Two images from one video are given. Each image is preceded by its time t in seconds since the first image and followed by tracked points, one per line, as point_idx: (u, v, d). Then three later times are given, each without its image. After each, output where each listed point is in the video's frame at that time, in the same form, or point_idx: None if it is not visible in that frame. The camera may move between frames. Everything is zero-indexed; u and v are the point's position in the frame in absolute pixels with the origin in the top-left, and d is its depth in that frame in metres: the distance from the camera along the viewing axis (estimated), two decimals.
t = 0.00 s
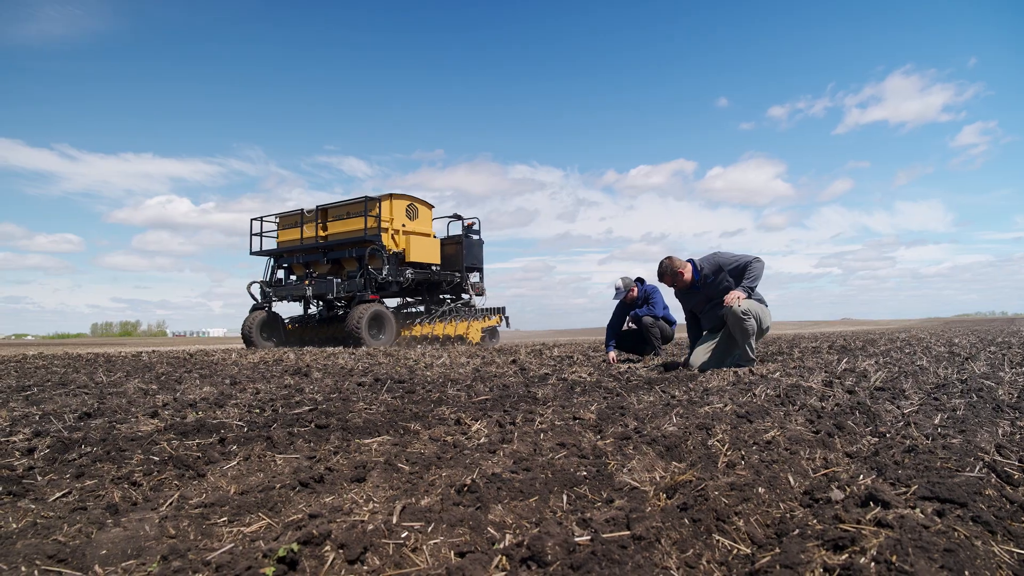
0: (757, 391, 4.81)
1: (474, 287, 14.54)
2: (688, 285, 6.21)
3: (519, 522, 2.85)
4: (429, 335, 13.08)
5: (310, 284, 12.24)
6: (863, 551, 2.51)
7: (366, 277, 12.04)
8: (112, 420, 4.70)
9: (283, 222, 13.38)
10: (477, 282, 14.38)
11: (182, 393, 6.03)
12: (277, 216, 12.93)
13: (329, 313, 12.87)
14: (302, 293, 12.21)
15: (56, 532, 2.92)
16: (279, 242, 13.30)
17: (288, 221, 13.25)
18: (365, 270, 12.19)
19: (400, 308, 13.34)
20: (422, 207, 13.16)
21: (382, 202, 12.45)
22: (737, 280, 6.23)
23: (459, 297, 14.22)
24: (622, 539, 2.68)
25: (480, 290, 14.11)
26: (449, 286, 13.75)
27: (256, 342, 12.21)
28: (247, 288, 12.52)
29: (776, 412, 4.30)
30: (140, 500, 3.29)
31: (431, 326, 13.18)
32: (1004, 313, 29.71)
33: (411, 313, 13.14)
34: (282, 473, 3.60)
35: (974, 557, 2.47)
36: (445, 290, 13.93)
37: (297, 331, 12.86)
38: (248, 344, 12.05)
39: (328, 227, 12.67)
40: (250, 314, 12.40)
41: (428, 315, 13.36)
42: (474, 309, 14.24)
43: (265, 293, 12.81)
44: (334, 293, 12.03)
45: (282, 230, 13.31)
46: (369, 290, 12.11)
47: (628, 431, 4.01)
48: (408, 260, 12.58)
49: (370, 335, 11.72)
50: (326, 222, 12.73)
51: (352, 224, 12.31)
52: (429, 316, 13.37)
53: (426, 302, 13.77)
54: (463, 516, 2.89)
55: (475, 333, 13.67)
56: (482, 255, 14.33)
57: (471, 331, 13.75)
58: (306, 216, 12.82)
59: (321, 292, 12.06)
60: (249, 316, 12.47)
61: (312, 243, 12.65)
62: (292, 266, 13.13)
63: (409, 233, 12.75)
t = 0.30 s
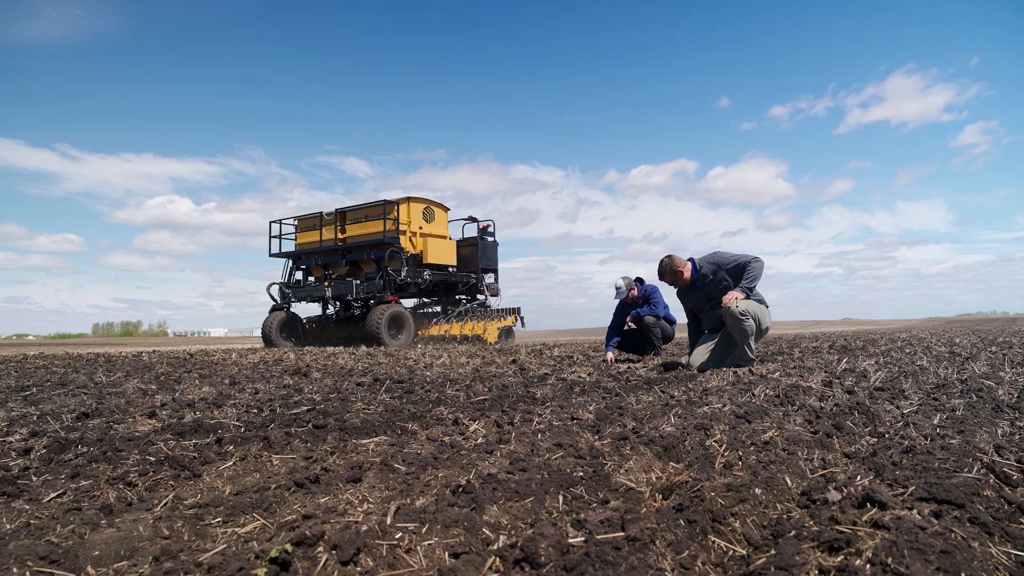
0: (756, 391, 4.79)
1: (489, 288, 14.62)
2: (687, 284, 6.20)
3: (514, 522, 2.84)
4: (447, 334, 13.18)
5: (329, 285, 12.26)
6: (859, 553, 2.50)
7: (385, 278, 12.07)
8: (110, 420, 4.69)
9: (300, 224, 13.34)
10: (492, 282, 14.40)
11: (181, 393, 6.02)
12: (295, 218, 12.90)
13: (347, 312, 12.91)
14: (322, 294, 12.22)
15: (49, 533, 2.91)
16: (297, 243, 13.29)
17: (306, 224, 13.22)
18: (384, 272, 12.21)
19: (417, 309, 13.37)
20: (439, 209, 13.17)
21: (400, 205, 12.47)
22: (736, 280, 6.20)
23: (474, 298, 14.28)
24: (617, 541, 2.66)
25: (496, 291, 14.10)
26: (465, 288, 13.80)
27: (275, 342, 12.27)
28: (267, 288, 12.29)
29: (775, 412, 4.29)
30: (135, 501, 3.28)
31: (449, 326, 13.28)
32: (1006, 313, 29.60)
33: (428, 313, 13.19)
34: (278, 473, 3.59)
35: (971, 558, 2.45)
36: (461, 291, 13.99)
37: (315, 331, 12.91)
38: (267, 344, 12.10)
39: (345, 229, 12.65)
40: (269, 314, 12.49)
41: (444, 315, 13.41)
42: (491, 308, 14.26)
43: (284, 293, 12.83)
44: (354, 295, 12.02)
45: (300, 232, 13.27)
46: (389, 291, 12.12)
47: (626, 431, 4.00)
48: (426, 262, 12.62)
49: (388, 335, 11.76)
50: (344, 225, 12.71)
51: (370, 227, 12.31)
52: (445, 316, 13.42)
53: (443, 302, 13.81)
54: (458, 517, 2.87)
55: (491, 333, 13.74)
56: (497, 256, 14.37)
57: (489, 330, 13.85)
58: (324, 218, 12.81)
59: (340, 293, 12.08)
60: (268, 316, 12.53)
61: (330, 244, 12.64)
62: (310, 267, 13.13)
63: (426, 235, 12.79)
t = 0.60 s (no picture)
0: (758, 391, 4.79)
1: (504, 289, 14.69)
2: (689, 283, 6.21)
3: (515, 521, 2.84)
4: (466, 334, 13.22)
5: (349, 285, 12.33)
6: (861, 551, 2.50)
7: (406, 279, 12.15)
8: (111, 420, 4.69)
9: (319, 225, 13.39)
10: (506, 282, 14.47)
11: (182, 393, 6.02)
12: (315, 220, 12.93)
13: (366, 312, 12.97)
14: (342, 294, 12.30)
15: (51, 532, 2.92)
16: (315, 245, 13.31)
17: (325, 225, 13.26)
18: (404, 273, 12.30)
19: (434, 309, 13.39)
20: (456, 211, 13.20)
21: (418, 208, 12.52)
22: (738, 280, 6.21)
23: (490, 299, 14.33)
24: (618, 540, 2.66)
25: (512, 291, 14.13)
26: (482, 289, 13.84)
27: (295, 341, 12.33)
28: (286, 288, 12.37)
29: (776, 411, 4.29)
30: (136, 500, 3.28)
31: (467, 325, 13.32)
32: (1009, 313, 29.44)
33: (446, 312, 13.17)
34: (279, 473, 3.59)
35: (972, 557, 2.45)
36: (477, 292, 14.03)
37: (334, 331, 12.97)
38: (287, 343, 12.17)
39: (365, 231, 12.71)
40: (289, 314, 12.53)
41: (462, 315, 13.43)
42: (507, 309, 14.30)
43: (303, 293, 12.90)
44: (373, 295, 12.09)
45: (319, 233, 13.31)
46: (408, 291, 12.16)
47: (627, 431, 4.00)
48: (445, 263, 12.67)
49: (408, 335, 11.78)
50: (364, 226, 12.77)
51: (390, 229, 12.36)
52: (462, 316, 13.41)
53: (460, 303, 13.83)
54: (460, 516, 2.88)
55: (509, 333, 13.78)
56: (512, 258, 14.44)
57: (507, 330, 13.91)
58: (344, 220, 12.83)
59: (359, 294, 12.16)
60: (288, 316, 12.60)
61: (350, 246, 12.69)
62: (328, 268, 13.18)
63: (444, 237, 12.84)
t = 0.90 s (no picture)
0: (757, 391, 4.78)
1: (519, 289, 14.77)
2: (689, 283, 6.20)
3: (515, 521, 2.84)
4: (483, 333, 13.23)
5: (368, 286, 12.41)
6: (859, 551, 2.50)
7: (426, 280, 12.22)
8: (112, 420, 4.70)
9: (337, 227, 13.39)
10: (521, 283, 14.57)
11: (182, 393, 6.03)
12: (334, 222, 12.94)
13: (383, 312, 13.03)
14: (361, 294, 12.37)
15: (51, 531, 2.92)
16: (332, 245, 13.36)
17: (343, 227, 13.27)
18: (422, 274, 12.38)
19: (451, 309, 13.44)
20: (473, 214, 13.29)
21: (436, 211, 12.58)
22: (738, 280, 6.21)
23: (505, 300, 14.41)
24: (617, 539, 2.67)
25: (527, 292, 14.24)
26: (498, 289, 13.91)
27: (313, 340, 12.35)
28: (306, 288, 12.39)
29: (776, 411, 4.29)
30: (137, 499, 3.29)
31: (484, 325, 13.34)
32: (1010, 313, 29.38)
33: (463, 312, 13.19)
34: (279, 472, 3.60)
35: (970, 556, 2.45)
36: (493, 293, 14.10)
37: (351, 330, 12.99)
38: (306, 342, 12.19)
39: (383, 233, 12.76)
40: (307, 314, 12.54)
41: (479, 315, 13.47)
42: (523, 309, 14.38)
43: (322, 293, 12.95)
44: (394, 295, 12.31)
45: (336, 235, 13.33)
46: (428, 291, 12.26)
47: (627, 430, 4.01)
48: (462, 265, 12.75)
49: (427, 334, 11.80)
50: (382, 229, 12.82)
51: (408, 232, 12.42)
52: (479, 316, 13.42)
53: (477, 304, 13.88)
54: (459, 516, 2.88)
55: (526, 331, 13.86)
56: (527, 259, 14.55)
57: (523, 329, 13.92)
58: (362, 222, 12.89)
59: (380, 295, 12.36)
60: (306, 315, 12.62)
61: (369, 247, 12.76)
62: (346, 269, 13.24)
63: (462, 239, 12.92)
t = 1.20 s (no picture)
0: (758, 390, 4.79)
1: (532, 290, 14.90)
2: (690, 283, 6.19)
3: (516, 519, 2.86)
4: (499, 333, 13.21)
5: (385, 286, 12.49)
6: (858, 548, 2.51)
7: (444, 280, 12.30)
8: (114, 419, 4.71)
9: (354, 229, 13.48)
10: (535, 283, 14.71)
11: (184, 392, 6.04)
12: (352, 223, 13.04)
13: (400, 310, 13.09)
14: (378, 294, 12.47)
15: (55, 529, 2.94)
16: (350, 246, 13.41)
17: (360, 229, 13.37)
18: (440, 275, 12.45)
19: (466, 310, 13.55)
20: (488, 217, 13.42)
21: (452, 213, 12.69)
22: (739, 280, 6.22)
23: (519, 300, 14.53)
24: (618, 537, 2.68)
25: (541, 292, 14.36)
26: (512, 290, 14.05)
27: (332, 340, 12.46)
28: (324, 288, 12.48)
29: (777, 410, 4.31)
30: (140, 497, 3.31)
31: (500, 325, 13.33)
32: (1011, 313, 29.32)
33: (478, 313, 13.21)
34: (281, 471, 3.61)
35: (970, 554, 2.47)
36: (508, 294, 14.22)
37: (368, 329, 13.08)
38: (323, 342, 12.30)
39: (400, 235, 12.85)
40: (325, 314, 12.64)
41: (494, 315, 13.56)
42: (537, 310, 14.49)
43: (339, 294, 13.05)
44: (411, 296, 12.29)
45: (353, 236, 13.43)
46: (446, 292, 12.35)
47: (628, 429, 4.02)
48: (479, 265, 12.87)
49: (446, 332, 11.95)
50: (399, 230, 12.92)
51: (425, 234, 12.52)
52: (493, 316, 13.45)
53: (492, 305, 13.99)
54: (460, 514, 2.90)
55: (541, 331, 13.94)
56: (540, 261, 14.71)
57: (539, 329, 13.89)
58: (380, 223, 12.95)
59: (397, 295, 12.33)
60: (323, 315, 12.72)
61: (386, 249, 12.85)
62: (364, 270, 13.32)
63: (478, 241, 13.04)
